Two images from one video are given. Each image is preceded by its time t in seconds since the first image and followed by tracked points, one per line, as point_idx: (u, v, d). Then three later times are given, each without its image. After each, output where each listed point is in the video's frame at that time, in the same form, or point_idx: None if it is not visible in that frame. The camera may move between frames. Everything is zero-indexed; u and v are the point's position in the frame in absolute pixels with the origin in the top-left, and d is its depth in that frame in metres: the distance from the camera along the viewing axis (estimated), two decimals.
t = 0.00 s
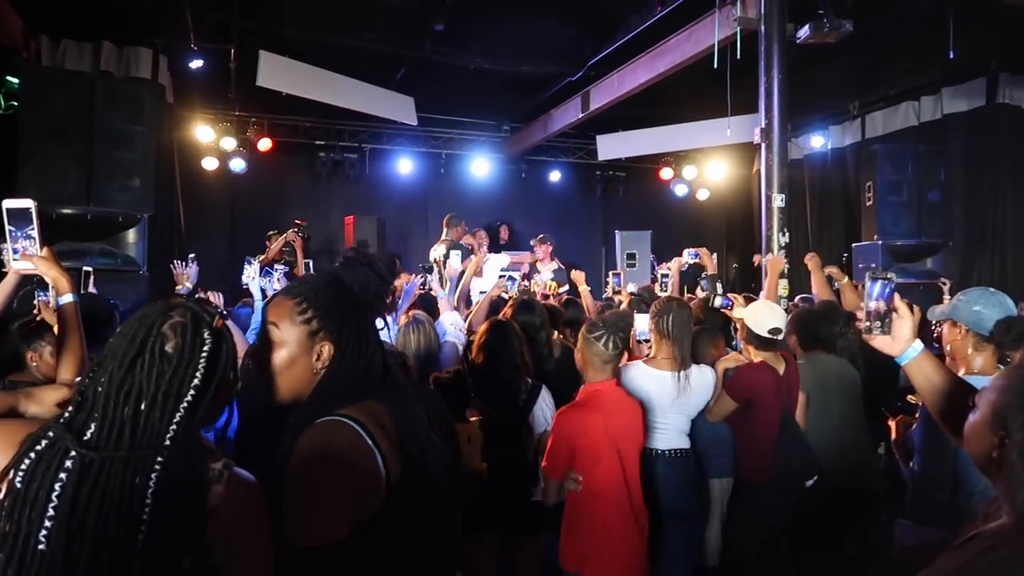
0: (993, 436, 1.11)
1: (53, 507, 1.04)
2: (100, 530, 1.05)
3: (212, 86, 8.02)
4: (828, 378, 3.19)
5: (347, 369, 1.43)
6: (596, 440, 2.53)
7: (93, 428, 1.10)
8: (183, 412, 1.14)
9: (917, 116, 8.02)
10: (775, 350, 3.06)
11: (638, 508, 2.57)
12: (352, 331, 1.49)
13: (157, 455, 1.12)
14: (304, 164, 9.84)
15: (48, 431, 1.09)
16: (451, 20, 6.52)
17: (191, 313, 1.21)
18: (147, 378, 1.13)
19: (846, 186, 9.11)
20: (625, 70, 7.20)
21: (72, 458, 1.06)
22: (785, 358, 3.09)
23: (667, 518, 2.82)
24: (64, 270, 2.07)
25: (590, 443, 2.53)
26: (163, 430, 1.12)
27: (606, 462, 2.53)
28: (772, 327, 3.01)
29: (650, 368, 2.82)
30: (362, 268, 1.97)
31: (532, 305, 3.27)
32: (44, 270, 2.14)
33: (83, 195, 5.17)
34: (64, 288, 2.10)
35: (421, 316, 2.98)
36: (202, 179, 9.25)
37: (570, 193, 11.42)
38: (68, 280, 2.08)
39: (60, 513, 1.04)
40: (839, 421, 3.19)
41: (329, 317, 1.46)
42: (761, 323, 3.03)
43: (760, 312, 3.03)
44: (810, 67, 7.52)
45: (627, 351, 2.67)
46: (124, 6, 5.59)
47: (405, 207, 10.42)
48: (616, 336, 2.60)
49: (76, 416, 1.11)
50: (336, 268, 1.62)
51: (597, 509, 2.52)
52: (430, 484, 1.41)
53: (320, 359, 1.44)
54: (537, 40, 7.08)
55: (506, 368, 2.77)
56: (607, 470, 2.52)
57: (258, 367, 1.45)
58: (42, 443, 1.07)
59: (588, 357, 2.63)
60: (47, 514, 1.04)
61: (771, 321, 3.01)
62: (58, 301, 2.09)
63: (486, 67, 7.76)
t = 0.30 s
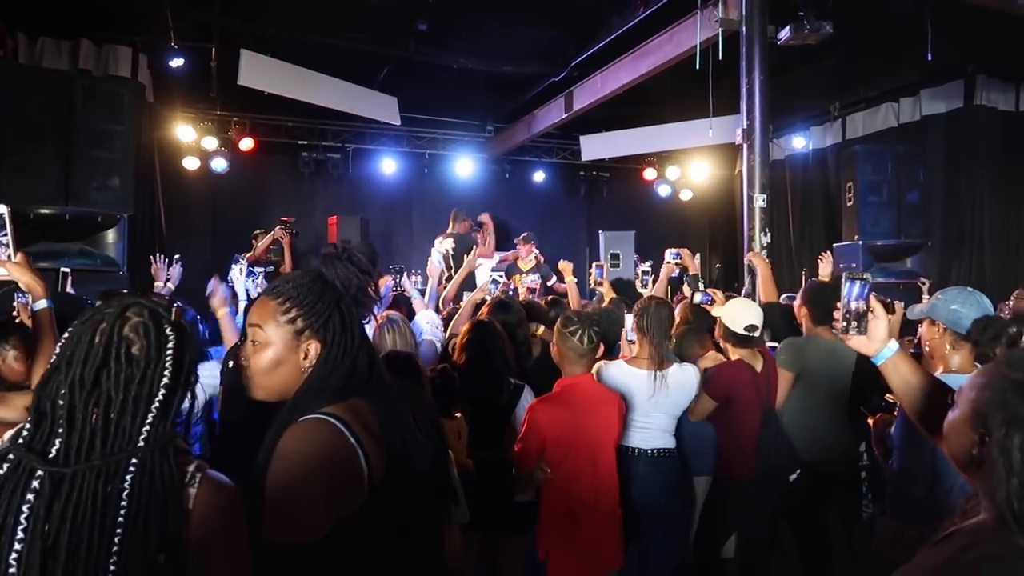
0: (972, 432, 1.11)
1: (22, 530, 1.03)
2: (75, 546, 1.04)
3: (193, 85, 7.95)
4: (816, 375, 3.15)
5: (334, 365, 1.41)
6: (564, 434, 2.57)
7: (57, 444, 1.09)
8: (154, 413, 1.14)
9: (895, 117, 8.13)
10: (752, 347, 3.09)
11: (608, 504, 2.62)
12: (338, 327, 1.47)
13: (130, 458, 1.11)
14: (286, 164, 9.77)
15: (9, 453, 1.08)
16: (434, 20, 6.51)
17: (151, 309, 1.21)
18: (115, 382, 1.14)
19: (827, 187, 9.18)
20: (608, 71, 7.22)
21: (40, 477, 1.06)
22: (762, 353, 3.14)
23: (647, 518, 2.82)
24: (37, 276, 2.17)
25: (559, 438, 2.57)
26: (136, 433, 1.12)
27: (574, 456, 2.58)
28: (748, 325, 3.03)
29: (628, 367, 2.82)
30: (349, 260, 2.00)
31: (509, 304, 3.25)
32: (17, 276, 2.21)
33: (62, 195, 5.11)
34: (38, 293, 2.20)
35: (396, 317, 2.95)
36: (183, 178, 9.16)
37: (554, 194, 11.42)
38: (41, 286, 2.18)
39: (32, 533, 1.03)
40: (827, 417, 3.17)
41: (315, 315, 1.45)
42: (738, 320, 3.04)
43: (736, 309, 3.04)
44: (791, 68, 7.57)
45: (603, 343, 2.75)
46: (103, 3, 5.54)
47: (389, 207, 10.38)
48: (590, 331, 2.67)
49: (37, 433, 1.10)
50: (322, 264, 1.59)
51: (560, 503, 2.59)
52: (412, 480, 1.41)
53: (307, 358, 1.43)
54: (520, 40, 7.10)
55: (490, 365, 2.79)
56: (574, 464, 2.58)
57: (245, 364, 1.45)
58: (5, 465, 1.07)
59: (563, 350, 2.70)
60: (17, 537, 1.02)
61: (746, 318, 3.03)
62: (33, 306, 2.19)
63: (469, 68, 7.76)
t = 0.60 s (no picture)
0: (960, 431, 1.09)
1: (8, 538, 1.02)
2: (58, 553, 1.03)
3: (180, 83, 7.90)
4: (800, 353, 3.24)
5: (316, 365, 1.41)
6: (545, 424, 2.55)
7: (45, 452, 1.08)
8: (144, 419, 1.12)
9: (882, 117, 8.16)
10: (724, 345, 3.15)
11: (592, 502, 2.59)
12: (321, 327, 1.46)
13: (117, 464, 1.10)
14: (274, 163, 9.72)
15: None
16: (421, 19, 6.50)
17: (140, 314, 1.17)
18: (104, 392, 1.11)
19: (814, 187, 9.21)
20: (596, 71, 7.22)
21: (26, 485, 1.05)
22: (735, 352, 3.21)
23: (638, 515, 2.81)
24: (14, 283, 2.16)
25: (542, 431, 2.55)
26: (124, 440, 1.10)
27: (554, 449, 2.56)
28: (719, 324, 3.05)
29: (611, 367, 2.83)
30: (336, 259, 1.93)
31: (499, 303, 3.24)
32: None
33: (45, 194, 5.07)
34: (14, 301, 2.18)
35: (375, 317, 2.94)
36: (169, 177, 9.10)
37: (543, 193, 11.42)
38: (17, 293, 2.16)
39: (15, 543, 1.02)
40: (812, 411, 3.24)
41: (297, 315, 1.44)
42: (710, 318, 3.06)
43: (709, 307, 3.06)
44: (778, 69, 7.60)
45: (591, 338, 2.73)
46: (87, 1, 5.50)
47: (377, 207, 10.35)
48: (577, 325, 2.66)
49: (25, 440, 1.09)
50: (307, 265, 1.59)
51: (550, 503, 2.54)
52: (393, 482, 1.41)
53: (291, 359, 1.43)
54: (508, 40, 7.09)
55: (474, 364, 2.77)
56: (553, 455, 2.55)
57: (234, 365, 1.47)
58: None
59: (552, 344, 2.68)
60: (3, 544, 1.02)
61: (718, 317, 3.06)
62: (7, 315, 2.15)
63: (457, 67, 7.74)
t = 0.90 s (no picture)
0: (943, 433, 1.09)
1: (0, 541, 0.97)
2: (51, 552, 0.99)
3: (167, 81, 7.86)
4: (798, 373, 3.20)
5: (299, 362, 1.40)
6: (537, 421, 2.55)
7: (39, 454, 1.02)
8: (142, 417, 1.09)
9: (870, 117, 8.19)
10: (711, 350, 3.15)
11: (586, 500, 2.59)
12: (303, 323, 1.45)
13: (111, 463, 1.06)
14: (263, 162, 9.68)
15: None
16: (411, 17, 6.48)
17: (138, 316, 1.13)
18: (105, 394, 1.07)
19: (803, 187, 9.25)
20: (586, 70, 7.21)
21: (21, 487, 1.00)
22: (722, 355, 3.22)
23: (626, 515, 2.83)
24: None
25: (533, 430, 2.55)
26: (120, 438, 1.06)
27: (546, 448, 2.55)
28: (704, 328, 3.07)
29: (598, 367, 2.84)
30: (312, 257, 1.92)
31: (498, 304, 3.20)
32: None
33: (30, 193, 5.04)
34: None
35: (362, 316, 2.93)
36: (157, 176, 9.05)
37: (533, 193, 11.42)
38: None
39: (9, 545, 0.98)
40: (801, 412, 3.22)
41: (277, 314, 1.43)
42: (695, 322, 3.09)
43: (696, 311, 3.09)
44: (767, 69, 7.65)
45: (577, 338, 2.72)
46: None
47: (367, 206, 10.33)
48: (564, 327, 2.65)
49: (18, 442, 1.03)
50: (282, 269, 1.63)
51: (542, 503, 2.53)
52: (374, 483, 1.39)
53: (276, 358, 1.43)
54: (497, 38, 7.08)
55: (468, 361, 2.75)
56: (546, 455, 2.54)
57: (223, 370, 1.47)
58: None
59: (539, 347, 2.68)
60: None
61: (703, 322, 3.07)
62: None
63: (447, 66, 7.72)
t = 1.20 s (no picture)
0: (939, 428, 1.09)
1: (24, 529, 0.97)
2: (77, 533, 0.99)
3: (163, 78, 7.84)
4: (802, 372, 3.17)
5: (269, 359, 1.39)
6: (542, 426, 2.52)
7: (55, 442, 1.02)
8: (149, 398, 1.09)
9: (866, 115, 8.19)
10: (709, 349, 3.10)
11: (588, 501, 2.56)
12: (269, 324, 1.45)
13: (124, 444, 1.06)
14: (259, 159, 9.67)
15: None
16: (407, 14, 6.47)
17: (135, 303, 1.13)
18: (116, 379, 1.06)
19: (799, 185, 9.25)
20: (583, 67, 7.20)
21: (42, 476, 0.99)
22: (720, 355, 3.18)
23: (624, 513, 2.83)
24: None
25: (537, 428, 2.52)
26: (130, 420, 1.06)
27: (549, 452, 2.52)
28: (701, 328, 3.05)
29: (592, 364, 2.84)
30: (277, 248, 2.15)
31: (502, 300, 3.19)
32: None
33: (24, 189, 5.03)
34: None
35: (367, 313, 2.95)
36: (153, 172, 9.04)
37: (530, 190, 11.42)
38: None
39: (35, 533, 0.97)
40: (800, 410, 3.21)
41: (240, 318, 1.43)
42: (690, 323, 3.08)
43: (691, 311, 3.08)
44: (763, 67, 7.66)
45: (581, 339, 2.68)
46: None
47: (364, 204, 10.33)
48: (568, 327, 2.61)
49: (30, 434, 1.01)
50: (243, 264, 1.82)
51: (541, 504, 2.52)
52: (340, 478, 1.39)
53: (246, 362, 1.42)
54: (494, 35, 7.08)
55: (467, 360, 2.73)
56: (551, 458, 2.52)
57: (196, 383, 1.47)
58: None
59: (541, 345, 2.64)
60: (18, 534, 0.97)
61: (700, 321, 3.05)
62: None
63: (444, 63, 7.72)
